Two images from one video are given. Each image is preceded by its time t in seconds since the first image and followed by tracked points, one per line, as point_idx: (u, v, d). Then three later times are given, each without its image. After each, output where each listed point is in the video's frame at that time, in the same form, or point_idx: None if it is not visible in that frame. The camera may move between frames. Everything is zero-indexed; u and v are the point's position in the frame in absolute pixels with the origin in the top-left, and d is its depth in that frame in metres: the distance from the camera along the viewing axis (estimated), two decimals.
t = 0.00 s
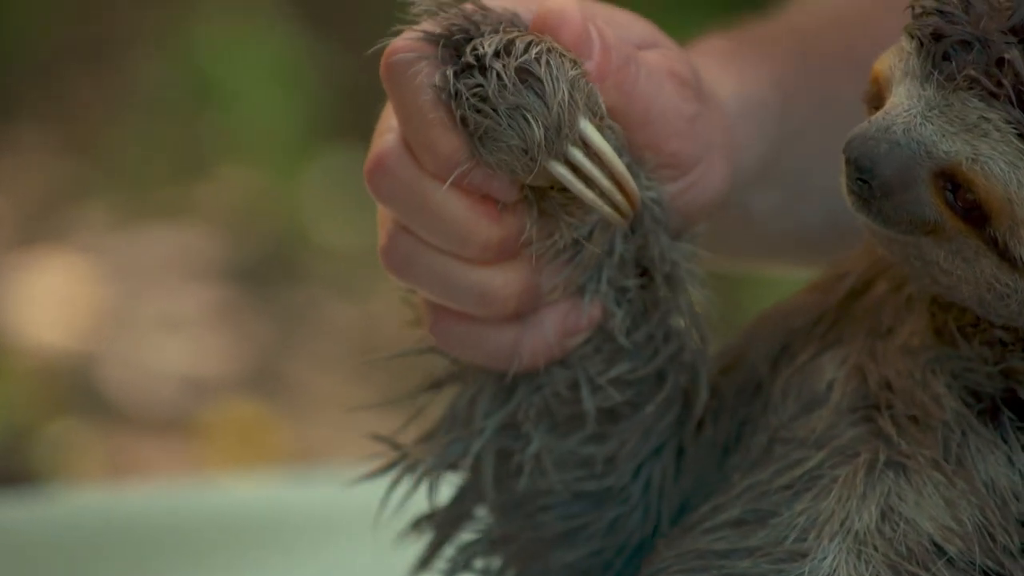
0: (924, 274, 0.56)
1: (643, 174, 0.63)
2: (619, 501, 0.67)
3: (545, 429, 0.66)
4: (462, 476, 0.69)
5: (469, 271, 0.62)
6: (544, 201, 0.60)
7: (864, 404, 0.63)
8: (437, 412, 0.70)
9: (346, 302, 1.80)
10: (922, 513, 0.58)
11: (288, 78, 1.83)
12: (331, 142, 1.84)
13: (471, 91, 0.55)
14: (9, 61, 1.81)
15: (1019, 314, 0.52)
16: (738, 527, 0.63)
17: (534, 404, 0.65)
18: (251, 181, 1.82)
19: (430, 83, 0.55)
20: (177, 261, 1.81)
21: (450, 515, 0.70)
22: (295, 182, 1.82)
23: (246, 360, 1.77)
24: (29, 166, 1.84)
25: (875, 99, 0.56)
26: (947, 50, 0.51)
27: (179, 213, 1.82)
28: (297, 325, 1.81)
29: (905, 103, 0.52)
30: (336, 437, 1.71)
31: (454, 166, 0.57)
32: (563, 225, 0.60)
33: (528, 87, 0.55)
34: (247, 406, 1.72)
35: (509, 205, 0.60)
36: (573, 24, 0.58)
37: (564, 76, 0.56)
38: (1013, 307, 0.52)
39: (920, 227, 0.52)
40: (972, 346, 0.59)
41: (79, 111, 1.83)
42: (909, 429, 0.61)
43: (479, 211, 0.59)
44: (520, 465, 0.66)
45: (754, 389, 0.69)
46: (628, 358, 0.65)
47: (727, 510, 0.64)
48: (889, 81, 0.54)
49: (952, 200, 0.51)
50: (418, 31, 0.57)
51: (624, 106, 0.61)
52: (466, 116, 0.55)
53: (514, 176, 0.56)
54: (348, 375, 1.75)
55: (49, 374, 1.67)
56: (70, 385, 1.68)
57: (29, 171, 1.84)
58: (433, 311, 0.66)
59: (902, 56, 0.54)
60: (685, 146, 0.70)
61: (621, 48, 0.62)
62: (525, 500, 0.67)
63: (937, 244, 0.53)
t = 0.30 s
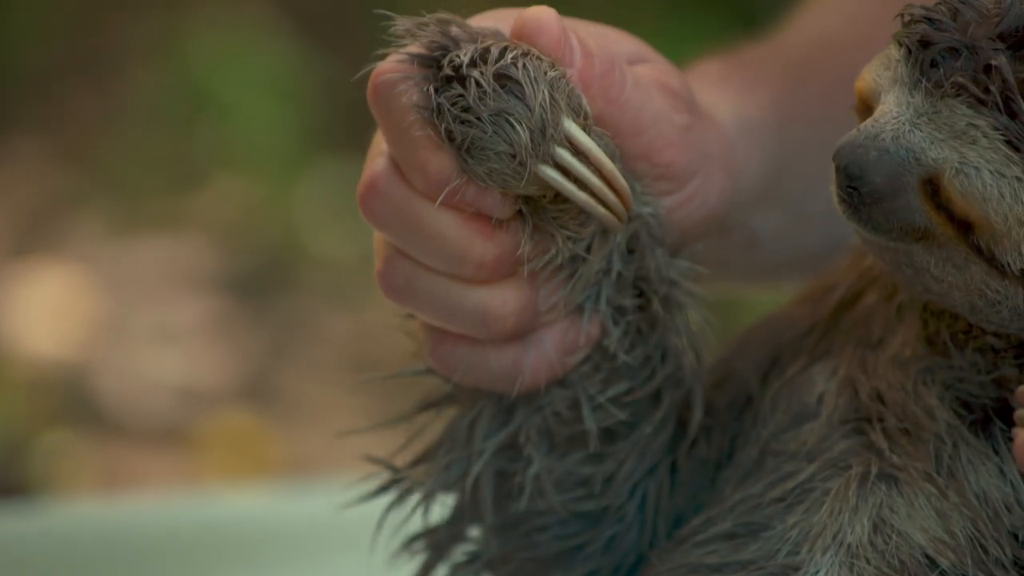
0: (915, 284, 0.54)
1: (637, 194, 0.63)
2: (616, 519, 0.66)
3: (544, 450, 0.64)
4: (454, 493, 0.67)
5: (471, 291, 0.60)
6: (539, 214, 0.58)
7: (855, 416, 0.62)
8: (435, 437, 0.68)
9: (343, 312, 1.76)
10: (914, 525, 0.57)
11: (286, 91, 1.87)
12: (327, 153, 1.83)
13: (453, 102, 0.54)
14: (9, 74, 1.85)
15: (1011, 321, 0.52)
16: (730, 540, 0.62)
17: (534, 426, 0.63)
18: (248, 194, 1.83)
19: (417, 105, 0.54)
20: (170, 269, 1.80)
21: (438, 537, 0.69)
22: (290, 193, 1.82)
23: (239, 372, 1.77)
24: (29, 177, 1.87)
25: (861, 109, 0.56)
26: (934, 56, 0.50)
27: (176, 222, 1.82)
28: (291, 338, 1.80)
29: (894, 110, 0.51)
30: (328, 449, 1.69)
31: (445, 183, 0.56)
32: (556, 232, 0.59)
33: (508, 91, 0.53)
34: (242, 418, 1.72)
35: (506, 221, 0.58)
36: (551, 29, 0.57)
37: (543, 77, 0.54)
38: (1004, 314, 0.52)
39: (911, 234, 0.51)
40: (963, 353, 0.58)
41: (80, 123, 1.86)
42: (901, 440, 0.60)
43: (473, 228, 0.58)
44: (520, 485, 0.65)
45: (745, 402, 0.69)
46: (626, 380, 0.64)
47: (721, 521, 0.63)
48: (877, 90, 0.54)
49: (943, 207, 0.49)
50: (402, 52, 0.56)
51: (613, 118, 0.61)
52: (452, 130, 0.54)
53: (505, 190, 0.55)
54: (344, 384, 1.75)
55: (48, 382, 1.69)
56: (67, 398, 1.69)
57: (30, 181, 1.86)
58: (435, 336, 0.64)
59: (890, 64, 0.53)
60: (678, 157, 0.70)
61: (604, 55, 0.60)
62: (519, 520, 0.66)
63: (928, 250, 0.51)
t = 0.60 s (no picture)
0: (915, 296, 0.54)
1: (643, 213, 0.62)
2: (619, 547, 0.65)
3: (552, 480, 0.63)
4: (457, 526, 0.66)
5: (491, 322, 0.58)
6: (551, 233, 0.58)
7: (852, 433, 0.62)
8: (441, 468, 0.68)
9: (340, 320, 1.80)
10: (912, 541, 0.57)
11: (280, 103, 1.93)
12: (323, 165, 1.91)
13: (455, 125, 0.53)
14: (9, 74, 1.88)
15: (1007, 333, 0.52)
16: (729, 557, 0.62)
17: (540, 457, 0.63)
18: (239, 203, 1.86)
19: (422, 139, 0.54)
20: (165, 281, 1.79)
21: (441, 562, 0.68)
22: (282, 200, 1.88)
23: (232, 385, 1.75)
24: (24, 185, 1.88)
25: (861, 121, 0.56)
26: (931, 66, 0.51)
27: (170, 232, 1.83)
28: (285, 352, 1.79)
29: (891, 120, 0.51)
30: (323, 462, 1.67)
31: (457, 214, 0.55)
32: (569, 251, 0.58)
33: (508, 105, 0.54)
34: (232, 427, 1.71)
35: (518, 243, 0.57)
36: (539, 45, 0.57)
37: (539, 86, 0.55)
38: (1002, 326, 0.52)
39: (908, 246, 0.51)
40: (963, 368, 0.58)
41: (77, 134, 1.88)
42: (899, 457, 0.60)
43: (487, 256, 0.57)
44: (529, 514, 0.64)
45: (741, 423, 0.68)
46: (633, 411, 0.64)
47: (720, 539, 0.63)
48: (875, 101, 0.54)
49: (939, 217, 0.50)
50: (400, 90, 0.56)
51: (614, 127, 0.61)
52: (459, 153, 0.53)
53: (519, 209, 0.55)
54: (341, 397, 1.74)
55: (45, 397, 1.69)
56: (60, 407, 1.69)
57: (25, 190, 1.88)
58: (444, 363, 0.63)
59: (888, 76, 0.54)
60: (682, 175, 0.70)
61: (593, 68, 0.61)
62: (525, 548, 0.65)
63: (925, 260, 0.51)
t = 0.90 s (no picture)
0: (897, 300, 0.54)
1: (620, 219, 0.63)
2: (602, 562, 0.64)
3: (536, 493, 0.62)
4: (442, 544, 0.65)
5: (467, 333, 0.58)
6: (522, 238, 0.58)
7: (831, 441, 0.61)
8: (427, 485, 0.66)
9: (328, 331, 1.78)
10: (891, 549, 0.56)
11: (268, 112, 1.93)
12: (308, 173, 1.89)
13: (420, 130, 0.54)
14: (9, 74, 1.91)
15: (987, 333, 0.52)
16: (708, 566, 0.60)
17: (526, 470, 0.62)
18: (230, 213, 1.88)
19: (388, 150, 0.54)
20: (153, 290, 1.80)
21: None
22: (272, 210, 1.88)
23: (218, 399, 1.72)
24: (19, 199, 1.89)
25: (841, 119, 0.56)
26: (910, 65, 0.51)
27: (162, 239, 1.85)
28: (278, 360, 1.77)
29: (871, 119, 0.51)
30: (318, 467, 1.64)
31: (427, 223, 0.55)
32: (542, 256, 0.59)
33: (470, 105, 0.54)
34: (221, 437, 1.68)
35: (490, 251, 0.57)
36: (500, 48, 0.58)
37: (500, 86, 0.56)
38: (981, 326, 0.51)
39: (887, 244, 0.51)
40: (942, 373, 0.57)
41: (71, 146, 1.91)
42: (878, 464, 0.59)
43: (459, 265, 0.56)
44: (512, 528, 0.62)
45: (721, 436, 0.67)
46: (615, 425, 0.63)
47: (698, 549, 0.61)
48: (855, 102, 0.54)
49: (917, 215, 0.50)
50: (369, 109, 0.56)
51: (579, 131, 0.61)
52: (426, 158, 0.54)
53: (490, 212, 0.55)
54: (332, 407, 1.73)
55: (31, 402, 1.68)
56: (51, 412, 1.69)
57: (18, 202, 1.89)
58: (427, 384, 0.62)
59: (868, 75, 0.53)
60: (658, 179, 0.70)
61: (556, 73, 0.61)
62: (509, 565, 0.64)
63: (905, 260, 0.51)
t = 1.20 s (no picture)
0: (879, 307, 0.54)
1: (601, 227, 0.63)
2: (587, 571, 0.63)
3: (519, 503, 0.62)
4: (425, 555, 0.64)
5: (444, 340, 0.58)
6: (500, 245, 0.58)
7: (813, 448, 0.61)
8: (410, 495, 0.66)
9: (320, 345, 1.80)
10: (873, 554, 0.56)
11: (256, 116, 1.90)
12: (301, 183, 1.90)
13: (396, 136, 0.54)
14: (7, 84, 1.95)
15: (966, 334, 0.51)
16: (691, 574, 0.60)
17: (509, 479, 0.62)
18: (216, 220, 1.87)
19: (366, 157, 0.54)
20: (141, 295, 1.81)
21: None
22: (261, 218, 1.87)
23: (205, 407, 1.74)
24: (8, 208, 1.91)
25: (822, 118, 0.55)
26: (888, 67, 0.50)
27: (142, 247, 1.86)
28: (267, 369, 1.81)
29: (850, 120, 0.51)
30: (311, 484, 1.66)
31: (404, 227, 0.54)
32: (520, 263, 0.58)
33: (444, 111, 0.55)
34: (207, 446, 1.68)
35: (469, 258, 0.57)
36: (475, 54, 0.58)
37: (475, 92, 0.56)
38: (960, 327, 0.51)
39: (866, 246, 0.51)
40: (926, 377, 0.57)
41: (60, 159, 1.93)
42: (859, 470, 0.59)
43: (437, 272, 0.57)
44: (497, 538, 0.62)
45: (704, 444, 0.67)
46: (598, 432, 0.63)
47: (681, 556, 0.61)
48: (834, 103, 0.53)
49: (897, 216, 0.49)
50: (344, 119, 0.56)
51: (559, 136, 0.61)
52: (403, 164, 0.54)
53: (467, 218, 0.55)
54: (321, 419, 1.74)
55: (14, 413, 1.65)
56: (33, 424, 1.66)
57: (11, 213, 1.91)
58: (410, 394, 0.62)
59: (847, 77, 0.53)
60: (638, 183, 0.70)
61: (535, 80, 0.61)
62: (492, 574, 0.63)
63: (884, 261, 0.51)
